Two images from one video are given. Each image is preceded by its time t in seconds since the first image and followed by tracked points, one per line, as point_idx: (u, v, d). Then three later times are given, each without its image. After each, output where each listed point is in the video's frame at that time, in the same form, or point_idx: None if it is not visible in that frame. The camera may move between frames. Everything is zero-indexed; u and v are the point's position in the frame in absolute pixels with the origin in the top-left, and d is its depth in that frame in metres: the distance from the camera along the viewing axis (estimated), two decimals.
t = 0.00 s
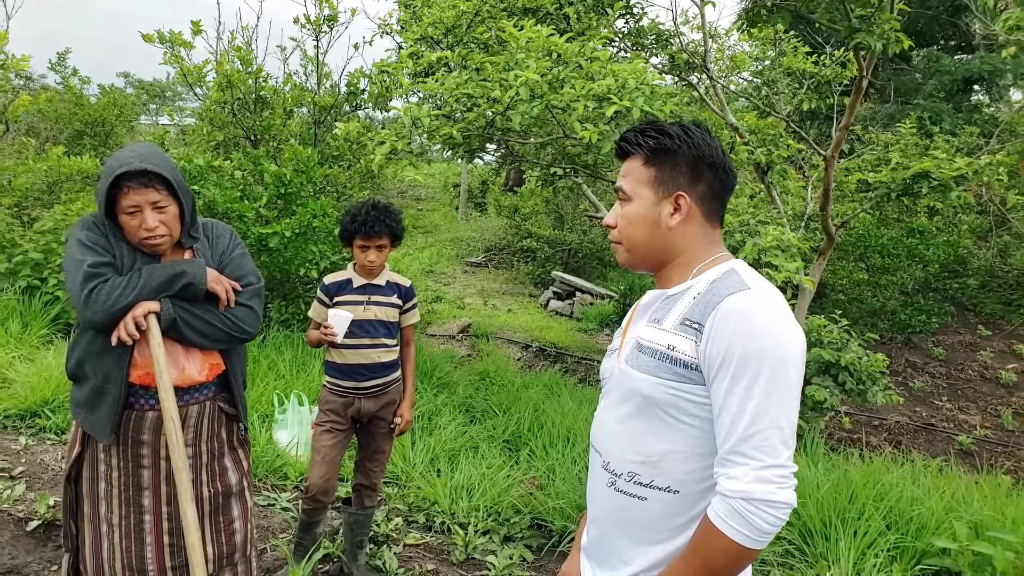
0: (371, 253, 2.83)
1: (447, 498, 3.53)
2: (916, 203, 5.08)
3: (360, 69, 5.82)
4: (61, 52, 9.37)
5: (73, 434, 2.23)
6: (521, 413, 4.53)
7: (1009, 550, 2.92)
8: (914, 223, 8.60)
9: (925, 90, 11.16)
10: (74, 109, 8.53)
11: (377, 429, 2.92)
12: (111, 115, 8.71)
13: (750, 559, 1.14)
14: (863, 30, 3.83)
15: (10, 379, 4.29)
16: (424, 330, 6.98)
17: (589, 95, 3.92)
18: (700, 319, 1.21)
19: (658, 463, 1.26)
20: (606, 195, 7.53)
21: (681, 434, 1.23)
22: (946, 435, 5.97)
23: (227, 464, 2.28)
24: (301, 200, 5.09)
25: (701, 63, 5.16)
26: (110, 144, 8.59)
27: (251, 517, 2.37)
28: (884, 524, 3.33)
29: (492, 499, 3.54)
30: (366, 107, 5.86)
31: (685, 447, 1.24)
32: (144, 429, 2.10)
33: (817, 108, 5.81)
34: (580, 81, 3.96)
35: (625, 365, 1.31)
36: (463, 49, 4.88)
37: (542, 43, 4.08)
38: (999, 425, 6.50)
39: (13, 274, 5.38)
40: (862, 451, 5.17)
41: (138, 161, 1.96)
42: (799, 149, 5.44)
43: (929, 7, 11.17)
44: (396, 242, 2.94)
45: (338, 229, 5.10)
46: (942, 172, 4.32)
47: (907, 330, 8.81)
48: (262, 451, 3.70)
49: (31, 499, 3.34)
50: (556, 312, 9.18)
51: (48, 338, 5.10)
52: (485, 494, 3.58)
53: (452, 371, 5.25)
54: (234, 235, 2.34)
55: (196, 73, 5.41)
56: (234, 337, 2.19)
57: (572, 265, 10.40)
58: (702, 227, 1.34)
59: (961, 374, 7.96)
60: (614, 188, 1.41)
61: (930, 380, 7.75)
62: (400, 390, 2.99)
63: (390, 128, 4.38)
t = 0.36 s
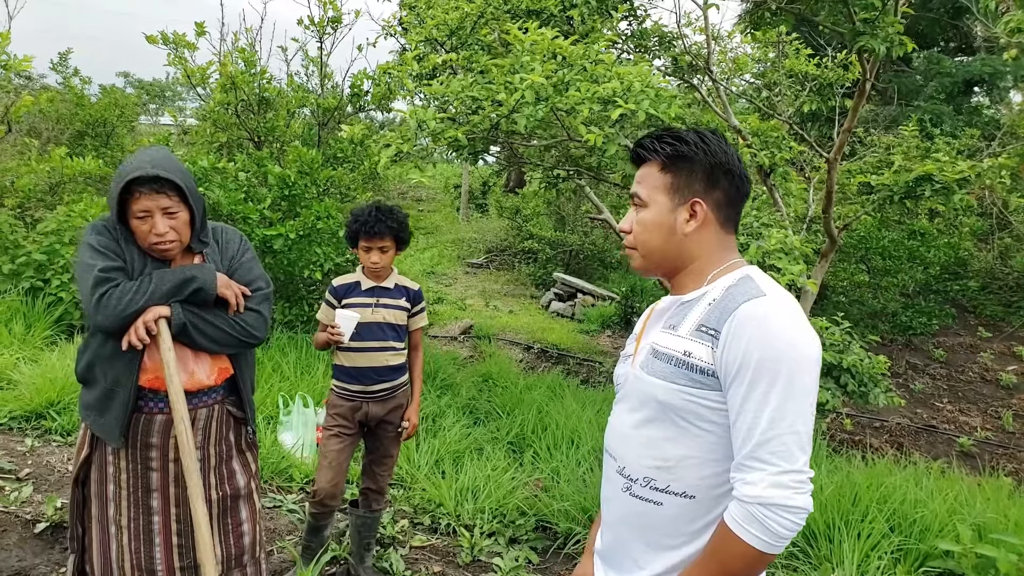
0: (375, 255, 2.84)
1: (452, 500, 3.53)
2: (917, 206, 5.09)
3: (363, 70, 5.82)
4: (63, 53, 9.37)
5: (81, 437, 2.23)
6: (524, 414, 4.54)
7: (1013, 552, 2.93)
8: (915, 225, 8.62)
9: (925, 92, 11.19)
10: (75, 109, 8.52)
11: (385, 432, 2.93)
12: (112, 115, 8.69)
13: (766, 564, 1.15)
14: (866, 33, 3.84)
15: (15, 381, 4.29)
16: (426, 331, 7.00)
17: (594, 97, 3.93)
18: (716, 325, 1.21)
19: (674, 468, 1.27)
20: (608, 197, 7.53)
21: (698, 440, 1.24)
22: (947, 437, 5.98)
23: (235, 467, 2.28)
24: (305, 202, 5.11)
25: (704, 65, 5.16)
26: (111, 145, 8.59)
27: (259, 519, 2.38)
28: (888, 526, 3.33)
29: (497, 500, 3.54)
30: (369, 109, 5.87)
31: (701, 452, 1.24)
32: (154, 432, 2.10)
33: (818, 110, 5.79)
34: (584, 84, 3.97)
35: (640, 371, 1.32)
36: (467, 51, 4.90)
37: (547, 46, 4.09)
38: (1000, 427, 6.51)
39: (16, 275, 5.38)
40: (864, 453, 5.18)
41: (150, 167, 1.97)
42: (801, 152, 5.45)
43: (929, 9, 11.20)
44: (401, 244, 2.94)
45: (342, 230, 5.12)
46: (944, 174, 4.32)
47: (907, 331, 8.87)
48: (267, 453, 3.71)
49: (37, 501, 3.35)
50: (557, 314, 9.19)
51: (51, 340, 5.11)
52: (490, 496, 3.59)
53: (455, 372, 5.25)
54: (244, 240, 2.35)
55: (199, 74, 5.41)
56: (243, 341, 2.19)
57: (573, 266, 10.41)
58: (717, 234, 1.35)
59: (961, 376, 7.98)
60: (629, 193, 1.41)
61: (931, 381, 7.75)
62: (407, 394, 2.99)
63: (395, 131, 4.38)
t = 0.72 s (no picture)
0: (383, 259, 2.84)
1: (457, 503, 3.54)
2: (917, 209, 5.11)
3: (364, 72, 5.83)
4: (62, 53, 9.35)
5: (86, 440, 2.23)
6: (527, 416, 4.54)
7: (1016, 555, 2.94)
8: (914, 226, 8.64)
9: (923, 93, 11.23)
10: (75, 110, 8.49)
11: (392, 436, 2.94)
12: (112, 116, 8.67)
13: (783, 571, 1.15)
14: (867, 36, 3.83)
15: (18, 384, 4.29)
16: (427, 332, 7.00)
17: (597, 101, 3.96)
18: (732, 334, 1.22)
19: (690, 476, 1.28)
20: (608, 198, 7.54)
21: (714, 447, 1.25)
22: (947, 437, 6.00)
23: (240, 469, 2.28)
24: (308, 204, 5.12)
25: (705, 68, 5.17)
26: (110, 146, 8.57)
27: (264, 521, 2.37)
28: (891, 529, 3.34)
29: (502, 503, 3.55)
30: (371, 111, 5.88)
31: (717, 460, 1.25)
32: (159, 436, 2.10)
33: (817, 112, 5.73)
34: (588, 86, 3.98)
35: (655, 378, 1.33)
36: (469, 53, 4.90)
37: (551, 49, 4.10)
38: (999, 428, 6.53)
39: (17, 277, 5.36)
40: (865, 454, 5.19)
41: (160, 172, 1.97)
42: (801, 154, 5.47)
43: (927, 11, 11.25)
44: (409, 248, 2.95)
45: (345, 233, 5.12)
46: (945, 177, 4.34)
47: (908, 333, 8.78)
48: (272, 456, 3.71)
49: (43, 505, 3.35)
50: (557, 315, 9.19)
51: (53, 342, 5.10)
52: (495, 499, 3.60)
53: (457, 374, 5.26)
54: (250, 245, 2.35)
55: (201, 76, 5.41)
56: (249, 347, 2.19)
57: (573, 267, 10.43)
58: (732, 242, 1.36)
59: (960, 376, 8.00)
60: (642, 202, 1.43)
61: (930, 382, 7.77)
62: (414, 398, 3.00)
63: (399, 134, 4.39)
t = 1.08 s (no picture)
0: (382, 259, 2.85)
1: (456, 502, 3.55)
2: (911, 208, 5.15)
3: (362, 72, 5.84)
4: (57, 54, 9.31)
5: (83, 438, 2.23)
6: (525, 416, 4.56)
7: (1010, 550, 2.97)
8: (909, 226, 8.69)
9: (917, 93, 11.29)
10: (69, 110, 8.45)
11: (392, 436, 2.95)
12: (107, 117, 8.63)
13: (779, 564, 1.17)
14: (863, 37, 3.86)
15: (15, 385, 4.27)
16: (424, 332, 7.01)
17: (595, 101, 3.97)
18: (729, 329, 1.24)
19: (688, 470, 1.29)
20: (605, 198, 7.57)
21: (712, 442, 1.26)
22: (941, 435, 6.04)
23: (235, 466, 2.28)
24: (306, 204, 5.12)
25: (702, 68, 5.19)
26: (105, 146, 8.53)
27: (260, 517, 2.38)
28: (886, 525, 3.36)
29: (500, 502, 3.56)
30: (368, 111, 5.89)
31: (716, 454, 1.26)
32: (155, 434, 2.10)
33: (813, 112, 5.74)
34: (586, 87, 3.99)
35: (654, 374, 1.34)
36: (467, 53, 4.92)
37: (549, 49, 4.11)
38: (993, 425, 6.57)
39: (12, 278, 5.34)
40: (860, 452, 5.22)
41: (154, 171, 1.97)
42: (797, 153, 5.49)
43: (921, 12, 11.31)
44: (408, 248, 2.96)
45: (342, 232, 5.13)
46: (939, 177, 4.37)
47: (902, 330, 8.84)
48: (271, 455, 3.72)
49: (41, 505, 3.35)
50: (554, 315, 9.20)
51: (49, 343, 5.08)
52: (493, 497, 3.61)
53: (455, 373, 5.27)
54: (245, 246, 2.35)
55: (198, 76, 5.40)
56: (244, 347, 2.20)
57: (569, 267, 10.44)
58: (730, 240, 1.37)
59: (954, 375, 8.05)
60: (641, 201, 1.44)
61: (925, 381, 7.82)
62: (413, 397, 3.01)
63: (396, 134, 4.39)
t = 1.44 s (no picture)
0: (372, 259, 2.85)
1: (446, 501, 3.55)
2: (894, 207, 5.21)
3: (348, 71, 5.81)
4: (38, 52, 9.19)
5: (72, 439, 2.21)
6: (514, 415, 4.57)
7: (994, 544, 3.01)
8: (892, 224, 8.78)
9: (900, 93, 11.41)
10: (51, 109, 8.33)
11: (382, 435, 2.94)
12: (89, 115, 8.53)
13: (774, 558, 1.18)
14: (848, 37, 3.91)
15: None
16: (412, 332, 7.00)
17: (583, 100, 3.98)
18: (723, 326, 1.25)
19: (683, 466, 1.30)
20: (592, 197, 7.59)
21: (706, 438, 1.27)
22: (924, 432, 6.11)
23: (226, 466, 2.27)
24: (293, 204, 5.10)
25: (689, 68, 5.21)
26: (88, 145, 8.42)
27: (251, 516, 2.37)
28: (872, 521, 3.40)
29: (490, 501, 3.57)
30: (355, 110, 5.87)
31: (710, 450, 1.28)
32: (144, 434, 2.08)
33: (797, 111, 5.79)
34: (574, 86, 4.00)
35: (647, 371, 1.35)
36: (455, 52, 4.91)
37: (537, 49, 4.11)
38: (975, 422, 6.66)
39: None
40: (845, 448, 5.27)
41: (139, 171, 1.96)
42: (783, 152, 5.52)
43: (903, 12, 11.43)
44: (397, 248, 2.95)
45: (330, 232, 5.10)
46: (922, 176, 4.42)
47: (886, 329, 9.06)
48: (259, 456, 3.70)
49: (28, 508, 3.31)
50: (542, 314, 9.20)
51: (33, 344, 5.02)
52: (483, 496, 3.61)
53: (444, 372, 5.26)
54: (232, 244, 2.33)
55: (183, 75, 5.36)
56: (233, 346, 2.18)
57: (557, 266, 10.46)
58: (725, 239, 1.39)
59: (937, 372, 8.16)
60: (636, 200, 1.45)
61: (908, 378, 7.91)
62: (403, 397, 3.00)
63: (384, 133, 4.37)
